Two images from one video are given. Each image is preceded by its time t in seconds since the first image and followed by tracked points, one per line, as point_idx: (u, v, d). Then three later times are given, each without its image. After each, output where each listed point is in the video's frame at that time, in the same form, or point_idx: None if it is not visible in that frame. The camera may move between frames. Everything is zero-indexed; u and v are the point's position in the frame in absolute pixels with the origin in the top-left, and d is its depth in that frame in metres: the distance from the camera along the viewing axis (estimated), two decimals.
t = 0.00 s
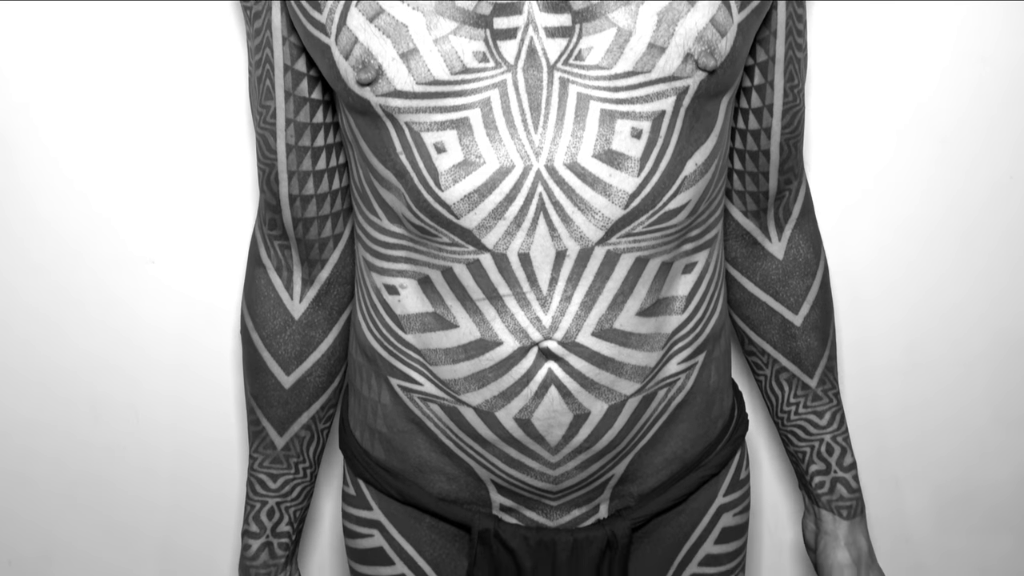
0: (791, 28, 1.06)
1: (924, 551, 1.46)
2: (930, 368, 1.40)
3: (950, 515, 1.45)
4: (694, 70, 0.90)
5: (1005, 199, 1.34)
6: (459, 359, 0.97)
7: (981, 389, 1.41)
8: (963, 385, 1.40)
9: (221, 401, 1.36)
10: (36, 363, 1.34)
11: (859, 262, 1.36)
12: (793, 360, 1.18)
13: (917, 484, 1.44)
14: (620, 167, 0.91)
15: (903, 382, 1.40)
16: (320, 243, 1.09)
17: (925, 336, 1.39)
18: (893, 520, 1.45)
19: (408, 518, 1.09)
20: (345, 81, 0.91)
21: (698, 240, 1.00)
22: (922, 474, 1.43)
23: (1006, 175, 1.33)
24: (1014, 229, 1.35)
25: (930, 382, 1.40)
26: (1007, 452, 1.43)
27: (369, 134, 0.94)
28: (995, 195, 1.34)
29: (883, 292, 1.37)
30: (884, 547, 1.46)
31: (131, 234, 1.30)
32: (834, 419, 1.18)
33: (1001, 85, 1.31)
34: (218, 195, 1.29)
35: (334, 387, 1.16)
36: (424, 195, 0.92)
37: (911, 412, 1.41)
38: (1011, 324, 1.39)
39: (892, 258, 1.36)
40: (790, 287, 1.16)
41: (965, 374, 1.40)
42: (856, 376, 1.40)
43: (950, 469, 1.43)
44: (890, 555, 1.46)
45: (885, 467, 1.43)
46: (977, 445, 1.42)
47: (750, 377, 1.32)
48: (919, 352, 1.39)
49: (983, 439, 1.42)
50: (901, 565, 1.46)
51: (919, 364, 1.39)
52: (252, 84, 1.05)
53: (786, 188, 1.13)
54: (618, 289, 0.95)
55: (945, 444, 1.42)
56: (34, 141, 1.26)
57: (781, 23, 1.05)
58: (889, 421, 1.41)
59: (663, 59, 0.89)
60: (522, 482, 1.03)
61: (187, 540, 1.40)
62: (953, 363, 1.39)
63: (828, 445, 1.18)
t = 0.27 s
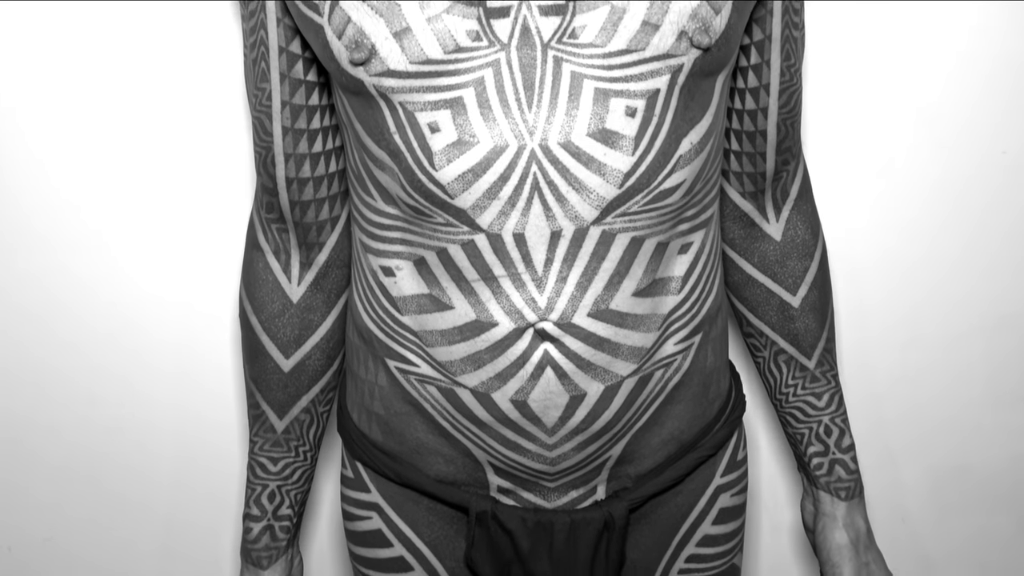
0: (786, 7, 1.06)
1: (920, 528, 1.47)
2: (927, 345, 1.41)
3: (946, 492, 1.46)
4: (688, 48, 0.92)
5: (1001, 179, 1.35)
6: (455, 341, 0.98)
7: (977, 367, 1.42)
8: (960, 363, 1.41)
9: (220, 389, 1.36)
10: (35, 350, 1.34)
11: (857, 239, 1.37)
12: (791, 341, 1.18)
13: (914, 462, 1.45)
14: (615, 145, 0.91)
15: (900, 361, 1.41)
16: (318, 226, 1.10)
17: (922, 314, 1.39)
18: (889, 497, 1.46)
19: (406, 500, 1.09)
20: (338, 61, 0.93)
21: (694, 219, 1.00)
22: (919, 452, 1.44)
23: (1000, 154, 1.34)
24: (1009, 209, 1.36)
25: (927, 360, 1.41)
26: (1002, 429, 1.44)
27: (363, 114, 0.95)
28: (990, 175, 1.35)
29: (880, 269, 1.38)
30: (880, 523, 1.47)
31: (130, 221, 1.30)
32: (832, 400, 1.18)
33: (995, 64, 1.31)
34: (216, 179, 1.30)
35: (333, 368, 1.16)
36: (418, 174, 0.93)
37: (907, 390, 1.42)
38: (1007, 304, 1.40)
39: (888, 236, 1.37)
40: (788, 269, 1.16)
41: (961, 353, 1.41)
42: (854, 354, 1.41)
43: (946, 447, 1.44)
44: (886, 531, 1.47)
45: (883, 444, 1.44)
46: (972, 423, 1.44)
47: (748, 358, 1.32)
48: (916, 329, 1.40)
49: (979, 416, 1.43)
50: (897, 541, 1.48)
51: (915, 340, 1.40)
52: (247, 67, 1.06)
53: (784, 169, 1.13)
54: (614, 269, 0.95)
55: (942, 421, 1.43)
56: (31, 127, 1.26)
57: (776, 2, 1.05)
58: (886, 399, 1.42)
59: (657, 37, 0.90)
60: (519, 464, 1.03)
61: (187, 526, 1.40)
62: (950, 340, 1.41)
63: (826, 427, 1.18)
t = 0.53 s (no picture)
0: None
1: (920, 518, 1.47)
2: (931, 336, 1.39)
3: (947, 483, 1.45)
4: (691, 30, 0.92)
5: (1009, 169, 1.33)
6: (454, 322, 0.98)
7: (981, 359, 1.40)
8: (964, 355, 1.40)
9: (222, 370, 1.36)
10: (36, 328, 1.34)
11: (861, 228, 1.36)
12: (793, 329, 1.17)
13: (915, 452, 1.44)
14: (616, 127, 0.92)
15: (903, 351, 1.40)
16: (320, 206, 1.09)
17: (926, 304, 1.38)
18: (890, 487, 1.46)
19: (404, 482, 1.09)
20: (339, 38, 0.94)
21: (696, 203, 1.00)
22: (920, 443, 1.44)
23: (1010, 144, 1.32)
24: (1017, 200, 1.34)
25: (930, 351, 1.40)
26: (1006, 421, 1.43)
27: (364, 93, 0.95)
28: (999, 165, 1.33)
29: (884, 259, 1.37)
30: (880, 512, 1.47)
31: (133, 200, 1.30)
32: (833, 388, 1.18)
33: (1006, 52, 1.29)
34: (219, 159, 1.30)
35: (334, 349, 1.16)
36: (418, 154, 0.93)
37: (910, 380, 1.41)
38: (1012, 295, 1.38)
39: (894, 226, 1.35)
40: (790, 256, 1.15)
41: (965, 345, 1.40)
42: (857, 342, 1.40)
43: (948, 437, 1.43)
44: (885, 521, 1.47)
45: (884, 434, 1.43)
46: (975, 416, 1.43)
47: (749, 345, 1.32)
48: (920, 320, 1.39)
49: (982, 408, 1.42)
50: (897, 531, 1.47)
51: (918, 331, 1.39)
52: (250, 45, 1.06)
53: (788, 155, 1.12)
54: (614, 252, 0.95)
55: (944, 412, 1.42)
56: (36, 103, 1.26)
57: None
58: (889, 389, 1.42)
59: (660, 19, 0.90)
60: (517, 447, 1.03)
61: (188, 506, 1.41)
62: (954, 331, 1.39)
63: (826, 415, 1.18)
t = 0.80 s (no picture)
0: None
1: (917, 500, 1.47)
2: (929, 317, 1.39)
3: (944, 466, 1.45)
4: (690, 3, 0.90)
5: (1008, 149, 1.33)
6: (450, 300, 0.97)
7: (979, 340, 1.40)
8: (961, 336, 1.40)
9: (218, 352, 1.35)
10: (29, 310, 1.33)
11: (860, 209, 1.35)
12: (791, 309, 1.17)
13: (912, 434, 1.44)
14: (614, 102, 0.91)
15: (901, 332, 1.39)
16: (314, 184, 1.08)
17: (925, 285, 1.38)
18: (887, 469, 1.45)
19: (400, 463, 1.08)
20: (334, 13, 0.93)
21: (694, 180, 0.99)
22: (917, 425, 1.43)
23: (1009, 123, 1.32)
24: (1017, 181, 1.34)
25: (928, 332, 1.39)
26: (1004, 404, 1.43)
27: (359, 67, 0.95)
28: (997, 145, 1.32)
29: (883, 239, 1.36)
30: (877, 494, 1.46)
31: (126, 180, 1.28)
32: (832, 369, 1.18)
33: (1005, 32, 1.29)
34: (213, 138, 1.28)
35: (329, 330, 1.15)
36: (413, 129, 0.93)
37: (908, 362, 1.40)
38: (1011, 277, 1.38)
39: (892, 206, 1.35)
40: (789, 235, 1.15)
41: (963, 326, 1.39)
42: (855, 324, 1.39)
43: (946, 419, 1.43)
44: (882, 503, 1.47)
45: (882, 416, 1.43)
46: (973, 401, 1.42)
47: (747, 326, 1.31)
48: (918, 301, 1.38)
49: (980, 391, 1.42)
50: (893, 513, 1.47)
51: (917, 314, 1.39)
52: (243, 20, 1.04)
53: (787, 133, 1.11)
54: (611, 228, 0.95)
55: (942, 394, 1.42)
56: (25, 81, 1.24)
57: None
58: (887, 371, 1.41)
59: None
60: (514, 427, 1.03)
61: (183, 488, 1.40)
62: (952, 313, 1.39)
63: (824, 396, 1.18)
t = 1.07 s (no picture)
0: None
1: (916, 486, 1.46)
2: (928, 303, 1.38)
3: (943, 451, 1.45)
4: None
5: (1008, 133, 1.32)
6: (445, 285, 0.97)
7: (978, 326, 1.39)
8: (960, 322, 1.39)
9: (215, 341, 1.35)
10: (24, 297, 1.32)
11: (860, 194, 1.34)
12: (789, 294, 1.16)
13: (911, 420, 1.43)
14: (609, 86, 0.90)
15: (900, 317, 1.39)
16: (309, 170, 1.08)
17: (923, 271, 1.37)
18: (886, 456, 1.45)
19: (396, 448, 1.08)
20: None
21: (690, 164, 0.99)
22: (916, 411, 1.43)
23: (1008, 107, 1.31)
24: (1016, 164, 1.33)
25: (927, 318, 1.39)
26: (1003, 389, 1.42)
27: (352, 52, 0.94)
28: (997, 129, 1.32)
29: (882, 224, 1.35)
30: (877, 481, 1.46)
31: (119, 166, 1.27)
32: (830, 354, 1.17)
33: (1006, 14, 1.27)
34: (208, 122, 1.27)
35: (325, 317, 1.15)
36: (408, 114, 0.92)
37: (906, 348, 1.40)
38: (1011, 261, 1.37)
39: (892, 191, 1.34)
40: (787, 220, 1.14)
41: (962, 311, 1.39)
42: (854, 309, 1.39)
43: (944, 405, 1.42)
44: (881, 490, 1.46)
45: (880, 402, 1.42)
46: (972, 386, 1.42)
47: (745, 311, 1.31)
48: (917, 287, 1.37)
49: (979, 377, 1.41)
50: (892, 500, 1.46)
51: (916, 299, 1.38)
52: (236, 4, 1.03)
53: (786, 117, 1.11)
54: (607, 213, 0.94)
55: (941, 380, 1.41)
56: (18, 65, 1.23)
57: None
58: (885, 357, 1.40)
59: None
60: (510, 413, 1.02)
61: (180, 476, 1.39)
62: (951, 298, 1.38)
63: (823, 380, 1.17)
